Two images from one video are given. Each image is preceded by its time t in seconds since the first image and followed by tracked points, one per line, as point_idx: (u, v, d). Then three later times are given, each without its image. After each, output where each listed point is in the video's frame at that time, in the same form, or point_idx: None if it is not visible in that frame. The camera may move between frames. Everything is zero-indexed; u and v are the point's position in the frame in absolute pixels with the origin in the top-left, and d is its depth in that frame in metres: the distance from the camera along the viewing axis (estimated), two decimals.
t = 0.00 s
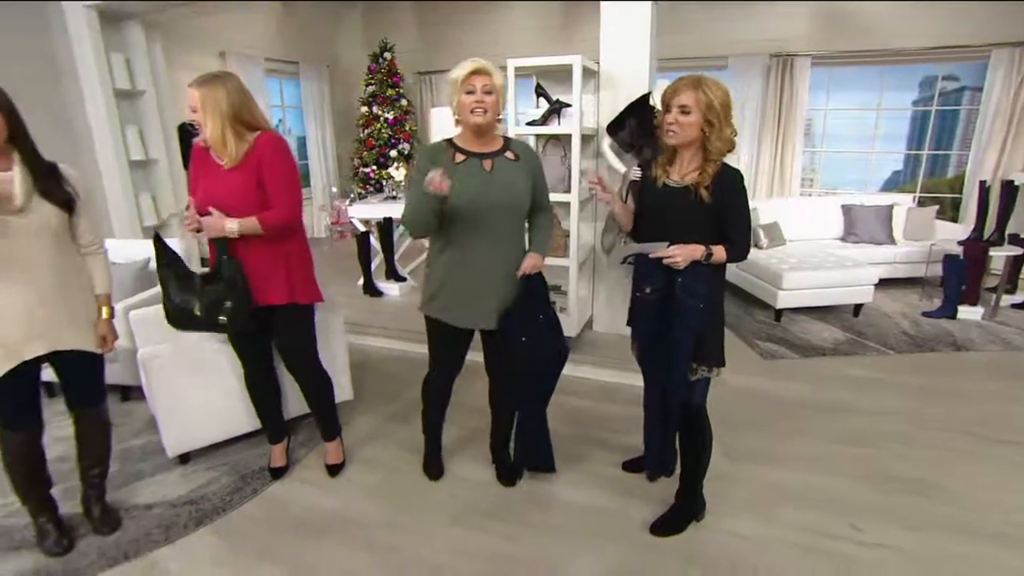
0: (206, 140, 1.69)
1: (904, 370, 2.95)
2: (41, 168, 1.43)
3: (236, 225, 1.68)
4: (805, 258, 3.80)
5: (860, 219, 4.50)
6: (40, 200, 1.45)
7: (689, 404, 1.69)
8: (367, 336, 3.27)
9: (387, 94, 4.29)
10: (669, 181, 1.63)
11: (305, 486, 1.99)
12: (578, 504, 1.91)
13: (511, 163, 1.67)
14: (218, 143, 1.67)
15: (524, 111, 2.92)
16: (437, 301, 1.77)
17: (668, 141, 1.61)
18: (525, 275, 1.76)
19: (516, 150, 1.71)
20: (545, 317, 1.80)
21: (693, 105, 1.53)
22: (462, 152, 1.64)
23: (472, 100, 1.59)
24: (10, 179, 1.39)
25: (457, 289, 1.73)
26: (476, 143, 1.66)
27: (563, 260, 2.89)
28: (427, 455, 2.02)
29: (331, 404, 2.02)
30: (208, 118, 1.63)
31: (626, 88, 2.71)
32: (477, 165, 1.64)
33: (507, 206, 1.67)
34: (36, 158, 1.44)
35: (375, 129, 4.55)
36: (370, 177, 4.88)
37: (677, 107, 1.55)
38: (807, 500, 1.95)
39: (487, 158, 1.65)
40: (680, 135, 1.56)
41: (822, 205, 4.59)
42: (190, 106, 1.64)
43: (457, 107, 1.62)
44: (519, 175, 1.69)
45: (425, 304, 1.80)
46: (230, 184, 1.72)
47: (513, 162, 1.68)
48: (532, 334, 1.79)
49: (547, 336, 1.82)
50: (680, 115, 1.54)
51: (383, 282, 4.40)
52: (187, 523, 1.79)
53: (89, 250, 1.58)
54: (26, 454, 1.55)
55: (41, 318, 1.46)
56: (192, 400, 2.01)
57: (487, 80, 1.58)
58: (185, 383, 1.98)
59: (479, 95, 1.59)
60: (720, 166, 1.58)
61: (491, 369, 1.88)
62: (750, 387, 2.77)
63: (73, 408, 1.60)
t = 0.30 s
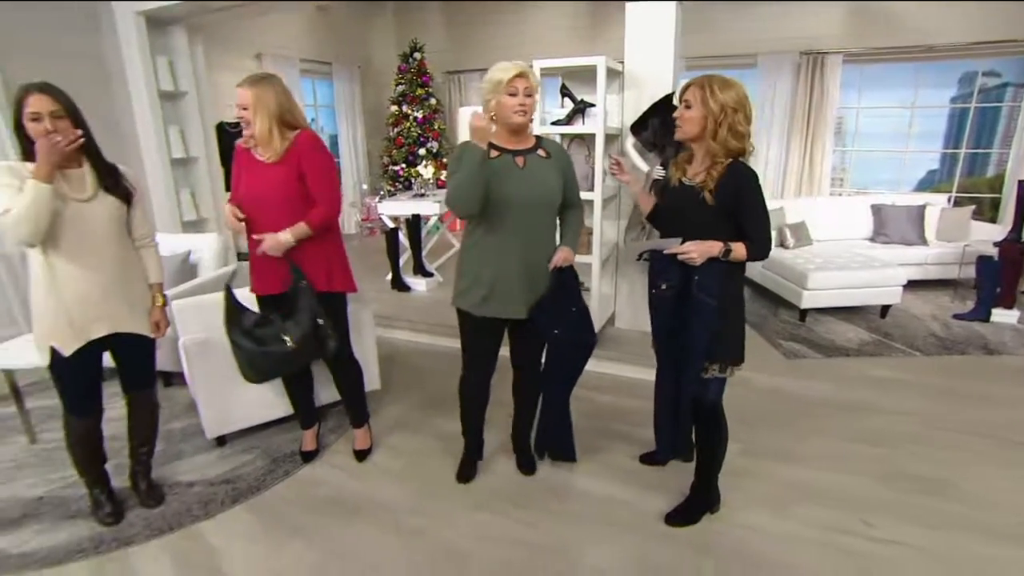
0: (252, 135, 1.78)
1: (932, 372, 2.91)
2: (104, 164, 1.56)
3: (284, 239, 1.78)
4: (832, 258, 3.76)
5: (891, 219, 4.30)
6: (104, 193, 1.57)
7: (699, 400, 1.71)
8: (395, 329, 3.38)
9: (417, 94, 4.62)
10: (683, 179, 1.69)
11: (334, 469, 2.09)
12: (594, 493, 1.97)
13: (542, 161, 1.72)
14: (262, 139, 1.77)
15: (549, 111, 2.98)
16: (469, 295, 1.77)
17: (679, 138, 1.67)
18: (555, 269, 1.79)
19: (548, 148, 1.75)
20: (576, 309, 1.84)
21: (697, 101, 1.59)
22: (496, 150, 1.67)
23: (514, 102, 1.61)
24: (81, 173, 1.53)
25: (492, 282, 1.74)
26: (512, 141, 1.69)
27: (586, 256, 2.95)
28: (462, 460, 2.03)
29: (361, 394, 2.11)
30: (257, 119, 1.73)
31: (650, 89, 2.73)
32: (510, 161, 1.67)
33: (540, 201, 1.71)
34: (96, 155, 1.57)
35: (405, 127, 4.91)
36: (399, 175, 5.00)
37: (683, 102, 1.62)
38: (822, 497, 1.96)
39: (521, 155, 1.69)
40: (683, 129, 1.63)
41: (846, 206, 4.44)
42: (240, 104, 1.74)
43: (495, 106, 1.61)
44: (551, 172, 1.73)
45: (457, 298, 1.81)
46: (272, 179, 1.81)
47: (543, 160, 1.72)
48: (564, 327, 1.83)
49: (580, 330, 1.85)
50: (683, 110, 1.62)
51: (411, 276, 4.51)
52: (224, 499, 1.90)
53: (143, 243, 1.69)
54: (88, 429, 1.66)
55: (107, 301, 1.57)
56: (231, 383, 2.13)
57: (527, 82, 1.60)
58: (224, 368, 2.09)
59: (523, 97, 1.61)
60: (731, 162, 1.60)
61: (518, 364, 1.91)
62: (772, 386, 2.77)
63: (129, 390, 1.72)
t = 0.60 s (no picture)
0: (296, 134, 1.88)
1: (960, 377, 2.86)
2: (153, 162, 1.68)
3: (345, 257, 1.92)
4: (860, 259, 3.72)
5: (924, 220, 4.21)
6: (154, 188, 1.68)
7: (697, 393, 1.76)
8: (420, 323, 3.46)
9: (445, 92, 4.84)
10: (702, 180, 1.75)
11: (359, 454, 2.17)
12: (610, 484, 2.01)
13: (562, 159, 1.74)
14: (310, 133, 1.90)
15: (574, 111, 3.01)
16: (491, 293, 1.76)
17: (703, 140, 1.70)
18: (574, 262, 1.83)
19: (566, 147, 1.77)
20: (597, 299, 1.88)
21: (723, 104, 1.61)
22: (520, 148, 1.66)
23: (547, 105, 1.60)
24: (133, 170, 1.65)
25: (513, 280, 1.74)
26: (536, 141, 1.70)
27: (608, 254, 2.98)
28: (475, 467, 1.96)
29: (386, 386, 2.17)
30: (311, 118, 1.87)
31: (675, 89, 2.74)
32: (532, 160, 1.69)
33: (559, 198, 1.72)
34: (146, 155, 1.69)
35: (434, 125, 4.88)
36: (428, 172, 5.09)
37: (707, 104, 1.65)
38: (838, 496, 1.97)
39: (542, 154, 1.70)
40: (707, 131, 1.66)
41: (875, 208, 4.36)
42: (286, 105, 1.81)
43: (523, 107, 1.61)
44: (570, 170, 1.75)
45: (478, 295, 1.80)
46: (310, 172, 1.89)
47: (562, 158, 1.75)
48: (586, 317, 1.88)
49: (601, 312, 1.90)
50: (708, 112, 1.64)
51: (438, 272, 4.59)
52: (256, 479, 2.01)
53: (187, 237, 1.78)
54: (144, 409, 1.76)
55: (162, 288, 1.68)
56: (262, 369, 2.22)
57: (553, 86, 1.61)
58: (255, 355, 2.19)
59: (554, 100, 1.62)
60: (749, 164, 1.62)
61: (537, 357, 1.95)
62: (794, 386, 2.76)
63: (179, 372, 1.84)
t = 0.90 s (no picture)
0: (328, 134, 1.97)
1: (990, 381, 2.80)
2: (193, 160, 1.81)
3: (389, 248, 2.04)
4: (889, 260, 3.66)
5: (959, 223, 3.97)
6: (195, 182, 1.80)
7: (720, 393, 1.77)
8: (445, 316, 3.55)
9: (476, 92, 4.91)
10: (727, 180, 1.69)
11: (382, 440, 2.26)
12: (624, 475, 2.06)
13: (569, 159, 1.79)
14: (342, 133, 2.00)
15: (597, 110, 3.05)
16: (497, 292, 1.82)
17: (744, 139, 1.61)
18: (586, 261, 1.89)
19: (571, 148, 1.82)
20: (609, 296, 1.91)
21: (772, 102, 1.56)
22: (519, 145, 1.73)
23: (533, 110, 1.66)
24: (177, 165, 1.78)
25: (518, 279, 1.79)
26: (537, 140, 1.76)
27: (629, 251, 3.01)
28: (496, 457, 2.00)
29: (403, 372, 2.22)
30: (345, 120, 1.95)
31: (699, 89, 2.76)
32: (538, 159, 1.74)
33: (565, 198, 1.77)
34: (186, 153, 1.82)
35: (463, 124, 4.99)
36: (456, 170, 5.19)
37: (757, 102, 1.56)
38: (853, 494, 1.97)
39: (548, 153, 1.75)
40: (758, 132, 1.58)
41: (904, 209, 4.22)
42: (323, 110, 1.90)
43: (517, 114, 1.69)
44: (575, 170, 1.79)
45: (486, 295, 1.85)
46: (340, 168, 1.99)
47: (568, 158, 1.79)
48: (601, 316, 1.91)
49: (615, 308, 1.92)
50: (761, 109, 1.56)
51: (463, 268, 4.68)
52: (285, 459, 2.11)
53: (225, 228, 1.90)
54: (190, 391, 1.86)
55: (204, 275, 1.79)
56: (290, 357, 2.33)
57: (549, 90, 1.65)
58: (284, 342, 2.30)
59: (544, 107, 1.67)
60: (787, 163, 1.62)
61: (547, 345, 1.99)
62: (815, 386, 2.75)
63: (218, 359, 1.94)
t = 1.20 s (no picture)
0: (349, 130, 2.06)
1: (1008, 383, 2.76)
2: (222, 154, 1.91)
3: (419, 245, 2.16)
4: (907, 262, 3.63)
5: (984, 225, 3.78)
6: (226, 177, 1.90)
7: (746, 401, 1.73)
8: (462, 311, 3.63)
9: (497, 92, 4.97)
10: (744, 180, 1.62)
11: (398, 428, 2.34)
12: (631, 466, 2.10)
13: (565, 160, 1.82)
14: (364, 129, 2.08)
15: (613, 110, 3.09)
16: (493, 292, 1.88)
17: (757, 140, 1.57)
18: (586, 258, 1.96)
19: (568, 148, 1.85)
20: (604, 296, 1.98)
21: (779, 102, 1.53)
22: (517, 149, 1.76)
23: (528, 113, 1.71)
24: (207, 158, 1.89)
25: (513, 279, 1.85)
26: (533, 141, 1.80)
27: (643, 249, 3.04)
28: (507, 445, 2.07)
29: (426, 366, 2.33)
30: (367, 114, 2.04)
31: (713, 87, 2.74)
32: (534, 159, 1.78)
33: (562, 198, 1.81)
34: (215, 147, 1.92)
35: (484, 123, 5.03)
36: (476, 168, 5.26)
37: (768, 102, 1.53)
38: (859, 490, 1.99)
39: (544, 154, 1.79)
40: (771, 132, 1.54)
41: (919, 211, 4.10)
42: (343, 105, 1.99)
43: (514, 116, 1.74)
44: (572, 170, 1.83)
45: (482, 294, 1.92)
46: (363, 165, 2.07)
47: (565, 159, 1.82)
48: (595, 315, 1.96)
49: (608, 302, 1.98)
50: (772, 109, 1.53)
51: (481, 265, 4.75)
52: (306, 443, 2.21)
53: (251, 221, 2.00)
54: (230, 372, 1.94)
55: (236, 262, 1.89)
56: (311, 347, 2.42)
57: (543, 92, 1.70)
58: (307, 331, 2.40)
59: (536, 108, 1.71)
60: (799, 162, 1.59)
61: (547, 340, 2.04)
62: (828, 385, 2.76)
63: (252, 346, 2.02)
